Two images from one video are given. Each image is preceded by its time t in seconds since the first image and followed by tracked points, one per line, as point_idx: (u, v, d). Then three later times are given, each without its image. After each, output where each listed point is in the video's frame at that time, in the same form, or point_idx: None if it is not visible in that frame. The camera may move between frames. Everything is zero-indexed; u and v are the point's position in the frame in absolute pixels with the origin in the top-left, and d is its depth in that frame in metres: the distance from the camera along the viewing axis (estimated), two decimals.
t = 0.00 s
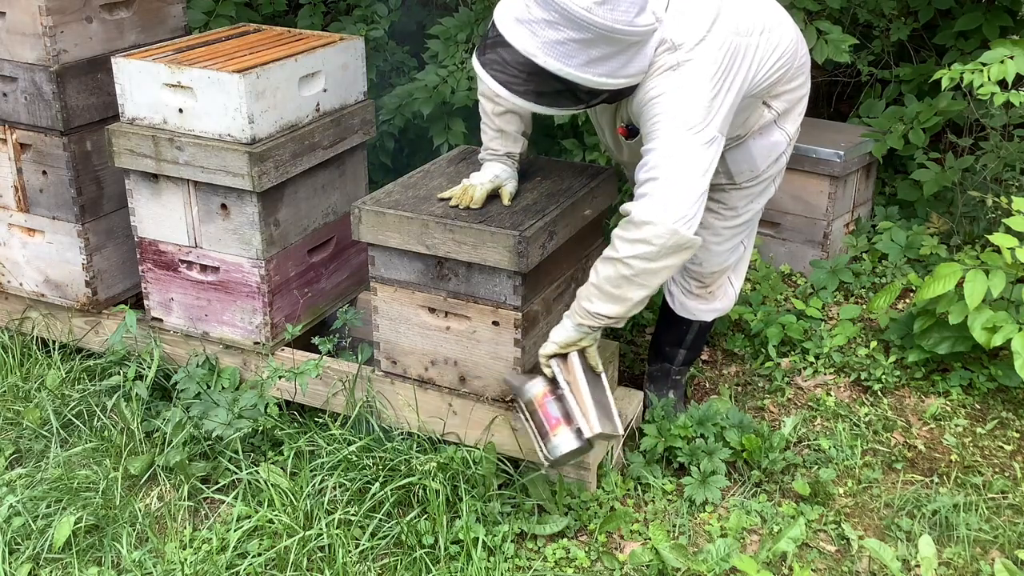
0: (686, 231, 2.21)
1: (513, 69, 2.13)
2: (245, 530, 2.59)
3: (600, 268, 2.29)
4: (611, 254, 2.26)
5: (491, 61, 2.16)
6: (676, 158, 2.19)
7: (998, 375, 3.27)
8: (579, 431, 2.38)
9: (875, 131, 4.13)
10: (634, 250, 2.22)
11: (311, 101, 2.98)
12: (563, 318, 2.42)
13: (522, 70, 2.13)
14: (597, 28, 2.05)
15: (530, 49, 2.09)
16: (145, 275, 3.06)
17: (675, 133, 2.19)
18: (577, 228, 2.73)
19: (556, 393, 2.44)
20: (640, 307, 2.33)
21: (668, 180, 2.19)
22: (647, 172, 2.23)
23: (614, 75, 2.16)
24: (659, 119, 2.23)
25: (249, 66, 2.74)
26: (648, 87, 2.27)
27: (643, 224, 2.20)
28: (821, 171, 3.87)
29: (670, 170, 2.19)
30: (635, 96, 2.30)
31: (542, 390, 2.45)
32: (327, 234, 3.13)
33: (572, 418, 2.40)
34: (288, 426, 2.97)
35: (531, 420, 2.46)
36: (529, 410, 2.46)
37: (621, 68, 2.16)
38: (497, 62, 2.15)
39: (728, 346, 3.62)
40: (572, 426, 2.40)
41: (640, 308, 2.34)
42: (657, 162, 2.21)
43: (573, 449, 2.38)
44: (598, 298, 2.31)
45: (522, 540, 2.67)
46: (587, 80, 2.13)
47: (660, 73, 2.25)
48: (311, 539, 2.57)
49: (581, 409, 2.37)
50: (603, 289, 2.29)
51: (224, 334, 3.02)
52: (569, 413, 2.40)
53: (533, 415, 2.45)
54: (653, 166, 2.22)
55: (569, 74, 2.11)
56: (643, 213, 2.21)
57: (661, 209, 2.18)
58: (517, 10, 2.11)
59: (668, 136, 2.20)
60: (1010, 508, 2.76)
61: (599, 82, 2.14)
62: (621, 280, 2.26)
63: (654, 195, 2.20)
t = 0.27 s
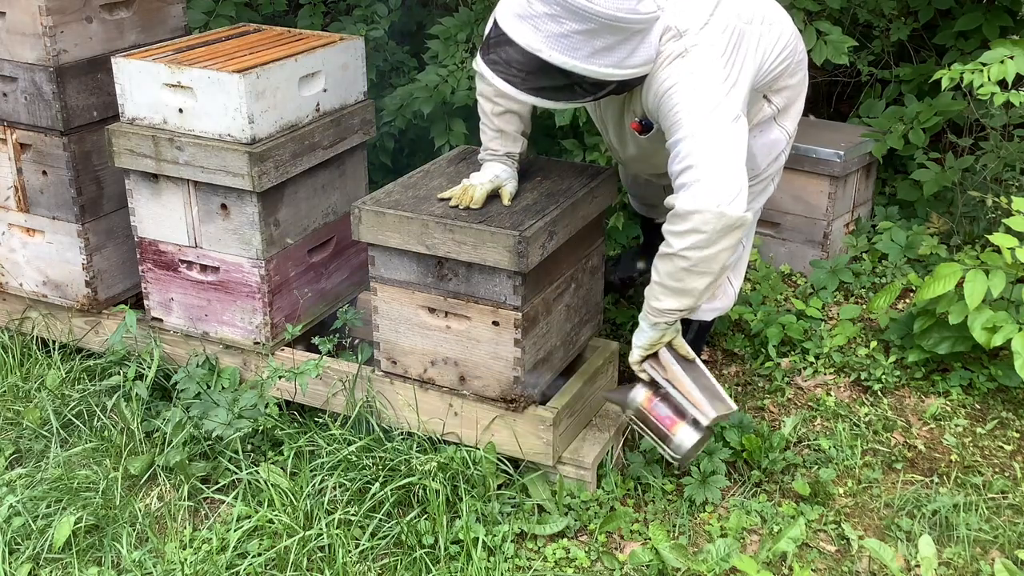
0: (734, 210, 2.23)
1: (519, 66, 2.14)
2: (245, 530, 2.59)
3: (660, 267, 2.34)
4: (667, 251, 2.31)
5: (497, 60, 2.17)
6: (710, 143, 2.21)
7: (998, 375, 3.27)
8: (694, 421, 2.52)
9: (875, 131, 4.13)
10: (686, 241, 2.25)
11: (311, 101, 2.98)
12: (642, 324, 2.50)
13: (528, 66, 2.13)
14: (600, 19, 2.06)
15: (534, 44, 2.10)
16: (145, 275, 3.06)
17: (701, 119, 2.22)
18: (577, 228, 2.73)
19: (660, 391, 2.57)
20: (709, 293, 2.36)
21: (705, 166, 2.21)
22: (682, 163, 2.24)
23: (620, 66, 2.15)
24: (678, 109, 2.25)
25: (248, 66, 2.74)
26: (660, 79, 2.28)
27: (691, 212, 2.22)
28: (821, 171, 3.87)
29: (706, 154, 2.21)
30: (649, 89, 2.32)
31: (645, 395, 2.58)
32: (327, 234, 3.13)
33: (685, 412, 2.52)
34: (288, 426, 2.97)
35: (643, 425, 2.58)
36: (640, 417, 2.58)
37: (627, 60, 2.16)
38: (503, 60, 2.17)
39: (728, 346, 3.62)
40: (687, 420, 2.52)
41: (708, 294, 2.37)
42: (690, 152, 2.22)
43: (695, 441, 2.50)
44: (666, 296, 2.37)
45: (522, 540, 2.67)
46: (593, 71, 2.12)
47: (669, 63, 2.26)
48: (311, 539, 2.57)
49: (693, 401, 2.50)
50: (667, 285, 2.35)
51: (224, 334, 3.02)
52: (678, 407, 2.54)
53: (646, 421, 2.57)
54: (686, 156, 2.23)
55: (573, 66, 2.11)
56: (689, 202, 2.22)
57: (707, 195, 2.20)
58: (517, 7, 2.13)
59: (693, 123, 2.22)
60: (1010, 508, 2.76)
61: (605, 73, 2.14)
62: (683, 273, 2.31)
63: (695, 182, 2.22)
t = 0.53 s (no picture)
0: (742, 213, 2.26)
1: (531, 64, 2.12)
2: (245, 530, 2.59)
3: (670, 275, 2.35)
4: (677, 256, 2.31)
5: (508, 60, 2.15)
6: (719, 146, 2.23)
7: (998, 375, 3.28)
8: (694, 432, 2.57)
9: (875, 131, 4.13)
10: (698, 243, 2.26)
11: (311, 101, 2.98)
12: (642, 333, 2.50)
13: (540, 64, 2.12)
14: (613, 14, 2.06)
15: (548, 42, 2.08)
16: (145, 275, 3.06)
17: (712, 122, 2.23)
18: (577, 228, 2.73)
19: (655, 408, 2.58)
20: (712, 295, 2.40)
21: (715, 168, 2.23)
22: (692, 164, 2.26)
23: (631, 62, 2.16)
24: (690, 109, 2.26)
25: (249, 66, 2.74)
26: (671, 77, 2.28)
27: (700, 215, 2.24)
28: (821, 171, 3.88)
29: (716, 156, 2.23)
30: (658, 86, 2.32)
31: (640, 417, 2.57)
32: (326, 234, 3.13)
33: (684, 427, 2.56)
34: (288, 426, 2.97)
35: (643, 449, 2.58)
36: (637, 441, 2.58)
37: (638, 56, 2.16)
38: (513, 60, 2.14)
39: (728, 346, 3.62)
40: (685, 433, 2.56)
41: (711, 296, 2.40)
42: (700, 153, 2.24)
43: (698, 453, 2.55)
44: (674, 301, 2.38)
45: (522, 540, 2.67)
46: (606, 67, 2.12)
47: (680, 62, 2.26)
48: (311, 539, 2.57)
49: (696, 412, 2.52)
50: (675, 291, 2.36)
51: (224, 334, 3.02)
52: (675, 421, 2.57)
53: (643, 444, 2.57)
54: (696, 157, 2.25)
55: (587, 62, 2.10)
56: (698, 204, 2.25)
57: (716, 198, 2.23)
58: (527, 5, 2.11)
59: (705, 125, 2.23)
60: (1010, 508, 2.76)
61: (618, 69, 2.14)
62: (692, 277, 2.32)
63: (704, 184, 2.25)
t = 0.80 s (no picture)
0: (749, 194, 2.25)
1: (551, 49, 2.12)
2: (245, 530, 2.59)
3: (660, 236, 2.30)
4: (675, 223, 2.28)
5: (528, 45, 2.15)
6: (727, 124, 2.23)
7: (998, 375, 3.28)
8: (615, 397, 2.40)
9: (875, 131, 4.13)
10: (700, 216, 2.24)
11: (311, 101, 2.98)
12: (613, 286, 2.43)
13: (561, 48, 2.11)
14: None
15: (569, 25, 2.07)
16: (145, 275, 3.06)
17: (722, 100, 2.24)
18: (577, 227, 2.73)
19: (591, 361, 2.45)
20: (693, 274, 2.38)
21: (723, 145, 2.22)
22: (700, 142, 2.25)
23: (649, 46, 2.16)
24: (701, 88, 2.27)
25: (249, 66, 2.74)
26: (682, 58, 2.29)
27: (707, 190, 2.22)
28: (821, 171, 3.88)
29: (725, 133, 2.23)
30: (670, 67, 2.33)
31: (573, 362, 2.46)
32: (326, 234, 3.13)
33: (610, 387, 2.41)
34: (288, 426, 2.97)
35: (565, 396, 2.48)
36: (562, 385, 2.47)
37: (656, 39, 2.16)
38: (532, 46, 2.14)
39: (728, 346, 3.62)
40: (608, 397, 2.41)
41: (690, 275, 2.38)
42: (709, 131, 2.24)
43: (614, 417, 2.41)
44: (657, 267, 2.33)
45: (522, 540, 2.67)
46: (626, 50, 2.12)
47: (692, 43, 2.28)
48: (311, 539, 2.57)
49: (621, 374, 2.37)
50: (663, 257, 2.31)
51: (224, 334, 3.02)
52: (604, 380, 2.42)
53: (567, 389, 2.46)
54: (705, 135, 2.24)
55: (608, 45, 2.09)
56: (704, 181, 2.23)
57: (724, 175, 2.21)
58: None
59: (715, 103, 2.24)
60: (1010, 508, 2.76)
61: (637, 52, 2.13)
62: (683, 249, 2.29)
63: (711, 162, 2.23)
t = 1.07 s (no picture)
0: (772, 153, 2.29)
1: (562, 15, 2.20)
2: (245, 530, 2.59)
3: (687, 197, 2.35)
4: (700, 186, 2.32)
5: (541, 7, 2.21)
6: (744, 86, 2.28)
7: (998, 375, 3.28)
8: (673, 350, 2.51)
9: (875, 131, 4.13)
10: (725, 178, 2.28)
11: (311, 101, 2.98)
12: (641, 248, 2.48)
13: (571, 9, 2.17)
14: None
15: None
16: (145, 275, 3.06)
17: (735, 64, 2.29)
18: (577, 227, 2.73)
19: (638, 319, 2.52)
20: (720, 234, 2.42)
21: (743, 106, 2.26)
22: (720, 106, 2.28)
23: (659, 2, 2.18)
24: (714, 54, 2.30)
25: (249, 66, 2.74)
26: (691, 28, 2.33)
27: (732, 151, 2.25)
28: (821, 171, 3.88)
29: (743, 95, 2.27)
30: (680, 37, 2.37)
31: (624, 325, 2.51)
32: (327, 234, 3.13)
33: (664, 342, 2.50)
34: (288, 426, 2.97)
35: (618, 357, 2.54)
36: (615, 347, 2.52)
37: None
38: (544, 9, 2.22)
39: (728, 346, 3.62)
40: (664, 350, 2.51)
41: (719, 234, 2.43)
42: (727, 94, 2.27)
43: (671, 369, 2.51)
44: (686, 228, 2.38)
45: (522, 540, 2.67)
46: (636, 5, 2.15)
47: (700, 12, 2.32)
48: (311, 539, 2.57)
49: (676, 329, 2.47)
50: (691, 218, 2.36)
51: (224, 334, 3.02)
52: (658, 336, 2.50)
53: (621, 350, 2.52)
54: (723, 98, 2.28)
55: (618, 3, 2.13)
56: (728, 142, 2.26)
57: (749, 135, 2.24)
58: None
59: (729, 68, 2.28)
60: (1010, 508, 2.76)
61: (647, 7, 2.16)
62: (711, 209, 2.34)
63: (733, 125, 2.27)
